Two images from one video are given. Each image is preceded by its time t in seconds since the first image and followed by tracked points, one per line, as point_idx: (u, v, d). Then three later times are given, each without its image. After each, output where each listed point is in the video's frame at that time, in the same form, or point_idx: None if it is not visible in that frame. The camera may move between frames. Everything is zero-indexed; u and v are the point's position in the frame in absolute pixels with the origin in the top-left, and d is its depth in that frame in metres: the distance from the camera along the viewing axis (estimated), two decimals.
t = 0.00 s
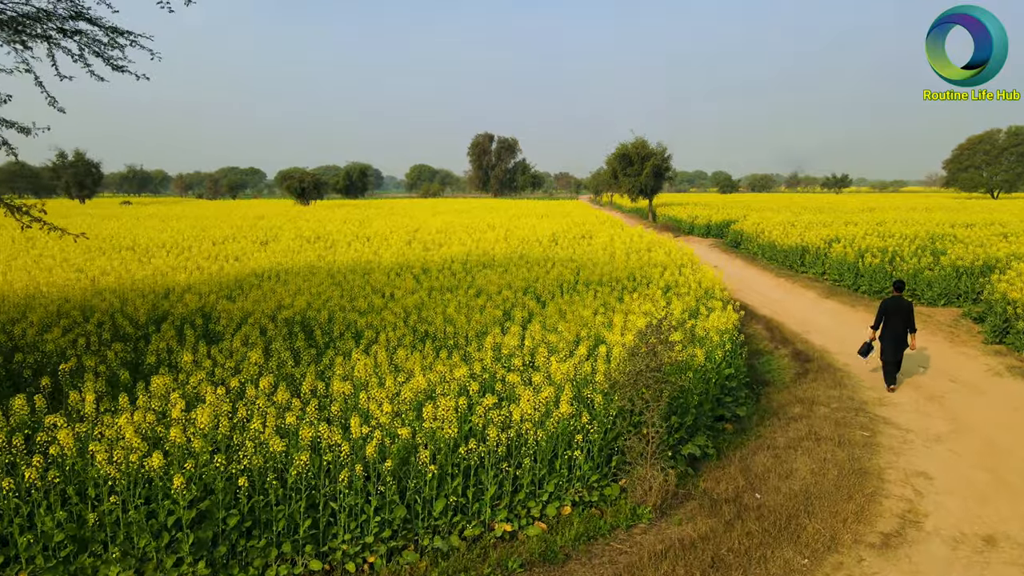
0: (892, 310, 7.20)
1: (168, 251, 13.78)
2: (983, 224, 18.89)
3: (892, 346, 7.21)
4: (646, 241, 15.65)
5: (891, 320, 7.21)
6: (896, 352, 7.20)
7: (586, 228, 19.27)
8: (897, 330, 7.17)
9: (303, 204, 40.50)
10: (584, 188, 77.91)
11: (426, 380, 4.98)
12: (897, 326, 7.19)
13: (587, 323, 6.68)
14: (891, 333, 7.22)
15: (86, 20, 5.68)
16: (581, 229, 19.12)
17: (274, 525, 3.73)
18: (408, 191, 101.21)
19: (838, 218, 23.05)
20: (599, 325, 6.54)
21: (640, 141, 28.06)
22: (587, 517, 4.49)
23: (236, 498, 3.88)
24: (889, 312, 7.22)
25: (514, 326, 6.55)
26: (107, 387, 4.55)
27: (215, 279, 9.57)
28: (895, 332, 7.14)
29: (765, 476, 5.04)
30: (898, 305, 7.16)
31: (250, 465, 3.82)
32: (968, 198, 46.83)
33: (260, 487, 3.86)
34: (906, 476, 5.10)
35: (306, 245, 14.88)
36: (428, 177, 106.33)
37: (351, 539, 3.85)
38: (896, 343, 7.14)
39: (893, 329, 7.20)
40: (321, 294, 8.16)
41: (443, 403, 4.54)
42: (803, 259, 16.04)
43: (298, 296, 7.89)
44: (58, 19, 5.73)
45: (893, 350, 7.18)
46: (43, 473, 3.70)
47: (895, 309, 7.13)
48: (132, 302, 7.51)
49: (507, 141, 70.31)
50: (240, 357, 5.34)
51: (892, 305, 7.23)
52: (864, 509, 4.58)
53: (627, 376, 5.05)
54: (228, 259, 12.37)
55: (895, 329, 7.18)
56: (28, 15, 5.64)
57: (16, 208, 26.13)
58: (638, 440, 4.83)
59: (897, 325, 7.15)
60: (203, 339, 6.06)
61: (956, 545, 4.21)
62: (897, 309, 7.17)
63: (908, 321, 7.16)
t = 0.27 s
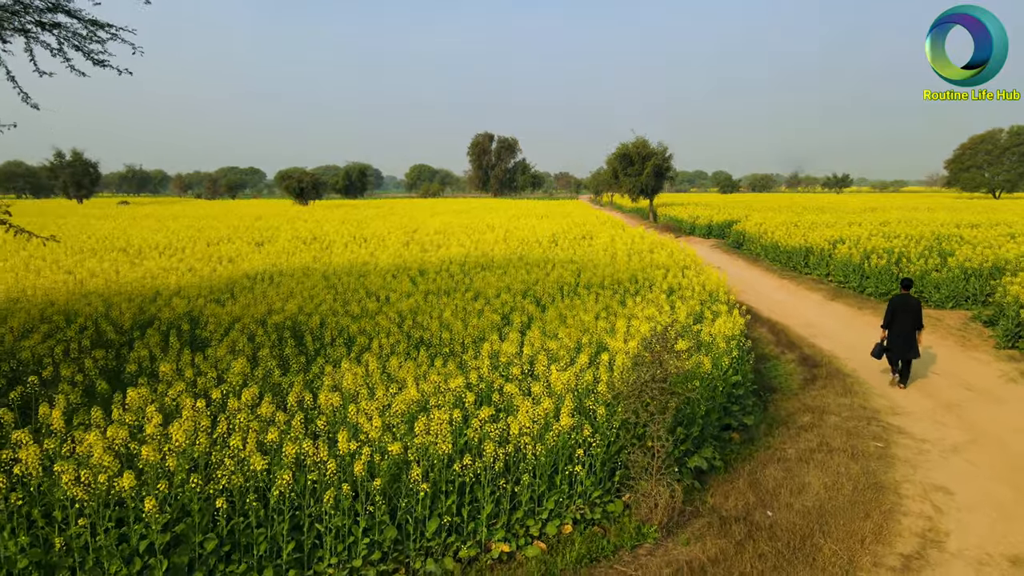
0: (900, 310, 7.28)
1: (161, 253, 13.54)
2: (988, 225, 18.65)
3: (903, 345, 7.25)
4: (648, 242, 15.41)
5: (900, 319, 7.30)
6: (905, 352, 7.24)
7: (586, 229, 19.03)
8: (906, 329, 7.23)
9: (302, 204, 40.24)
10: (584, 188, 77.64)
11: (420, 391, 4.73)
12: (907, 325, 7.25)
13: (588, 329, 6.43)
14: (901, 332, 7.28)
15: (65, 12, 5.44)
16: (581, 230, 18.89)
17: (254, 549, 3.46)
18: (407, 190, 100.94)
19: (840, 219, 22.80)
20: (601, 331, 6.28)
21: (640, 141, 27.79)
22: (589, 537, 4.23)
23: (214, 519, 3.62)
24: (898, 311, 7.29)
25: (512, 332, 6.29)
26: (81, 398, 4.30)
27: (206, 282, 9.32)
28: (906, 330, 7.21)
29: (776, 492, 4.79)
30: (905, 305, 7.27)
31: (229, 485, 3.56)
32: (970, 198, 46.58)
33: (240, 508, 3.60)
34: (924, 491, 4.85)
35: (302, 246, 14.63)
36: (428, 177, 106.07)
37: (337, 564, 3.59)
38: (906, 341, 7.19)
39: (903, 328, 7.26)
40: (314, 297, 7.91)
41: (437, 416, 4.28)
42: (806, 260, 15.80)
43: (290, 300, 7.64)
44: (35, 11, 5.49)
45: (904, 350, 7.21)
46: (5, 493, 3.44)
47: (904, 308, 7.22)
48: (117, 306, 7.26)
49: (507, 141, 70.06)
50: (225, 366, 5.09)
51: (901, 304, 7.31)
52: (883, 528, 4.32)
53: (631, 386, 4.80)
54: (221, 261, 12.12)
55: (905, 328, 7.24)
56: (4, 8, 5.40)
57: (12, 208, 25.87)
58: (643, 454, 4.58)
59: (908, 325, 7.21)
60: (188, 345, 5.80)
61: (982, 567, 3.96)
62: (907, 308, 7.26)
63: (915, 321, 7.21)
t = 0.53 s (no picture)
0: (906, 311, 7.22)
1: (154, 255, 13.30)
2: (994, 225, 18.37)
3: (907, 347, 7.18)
4: (649, 243, 15.15)
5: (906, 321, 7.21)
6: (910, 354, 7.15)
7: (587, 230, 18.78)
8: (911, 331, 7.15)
9: (300, 204, 39.97)
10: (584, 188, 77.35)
11: (413, 403, 4.48)
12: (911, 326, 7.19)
13: (590, 335, 6.17)
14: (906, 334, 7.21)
15: (42, 4, 5.21)
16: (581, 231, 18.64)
17: None
18: (407, 190, 100.51)
19: (844, 219, 22.52)
20: (603, 338, 6.03)
21: (640, 140, 27.53)
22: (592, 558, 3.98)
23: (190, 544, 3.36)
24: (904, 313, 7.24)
25: (511, 339, 6.04)
26: (53, 412, 4.05)
27: (197, 284, 9.07)
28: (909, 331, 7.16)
29: (789, 509, 4.53)
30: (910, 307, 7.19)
31: (206, 507, 3.31)
32: (972, 198, 46.29)
33: (218, 532, 3.35)
34: (944, 507, 4.60)
35: (298, 247, 14.39)
36: (428, 177, 105.82)
37: None
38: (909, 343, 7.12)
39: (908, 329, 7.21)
40: (305, 301, 7.65)
41: (430, 430, 4.03)
42: (810, 261, 15.54)
43: (282, 304, 7.39)
44: (11, 3, 5.26)
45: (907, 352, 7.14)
46: None
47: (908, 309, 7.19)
48: (102, 311, 7.01)
49: (507, 141, 69.76)
50: (209, 375, 4.84)
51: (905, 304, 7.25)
52: (904, 549, 4.08)
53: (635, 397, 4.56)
54: (214, 263, 11.87)
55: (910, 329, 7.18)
56: None
57: (7, 210, 25.63)
58: (648, 469, 4.33)
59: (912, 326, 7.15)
60: (172, 353, 5.56)
61: None
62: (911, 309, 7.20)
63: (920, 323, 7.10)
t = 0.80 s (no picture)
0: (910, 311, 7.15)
1: (146, 257, 13.05)
2: (1000, 226, 18.11)
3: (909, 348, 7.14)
4: (650, 245, 14.91)
5: (907, 319, 7.18)
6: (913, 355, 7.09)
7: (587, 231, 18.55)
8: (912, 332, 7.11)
9: (298, 204, 39.73)
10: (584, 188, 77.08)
11: (406, 416, 4.24)
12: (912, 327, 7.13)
13: (592, 342, 5.93)
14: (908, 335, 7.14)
15: None
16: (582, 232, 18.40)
17: None
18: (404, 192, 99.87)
19: (847, 219, 22.29)
20: (606, 345, 5.81)
21: (641, 141, 27.28)
22: None
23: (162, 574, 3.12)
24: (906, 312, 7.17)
25: (511, 346, 5.82)
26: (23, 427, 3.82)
27: (187, 287, 8.83)
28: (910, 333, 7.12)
29: (803, 529, 4.29)
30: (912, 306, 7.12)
31: (180, 533, 3.06)
32: (974, 197, 46.01)
33: (193, 560, 3.10)
34: (967, 526, 4.35)
35: (294, 249, 14.16)
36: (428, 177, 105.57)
37: None
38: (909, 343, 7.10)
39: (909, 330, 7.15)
40: (299, 305, 7.40)
41: (423, 447, 3.79)
42: (814, 262, 15.29)
43: (273, 308, 7.15)
44: None
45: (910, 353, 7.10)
46: None
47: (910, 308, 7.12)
48: (87, 315, 6.78)
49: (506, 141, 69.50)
50: (192, 385, 4.60)
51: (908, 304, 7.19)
52: (927, 573, 3.85)
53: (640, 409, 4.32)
54: (208, 265, 11.64)
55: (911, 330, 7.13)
56: None
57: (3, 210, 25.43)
58: (655, 487, 4.08)
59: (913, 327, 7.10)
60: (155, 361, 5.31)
61: None
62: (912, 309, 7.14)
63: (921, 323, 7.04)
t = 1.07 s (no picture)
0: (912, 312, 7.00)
1: (141, 258, 12.85)
2: (1005, 227, 17.87)
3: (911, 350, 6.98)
4: (652, 246, 14.67)
5: (911, 321, 7.03)
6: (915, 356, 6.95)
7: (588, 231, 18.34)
8: (916, 332, 6.94)
9: (297, 204, 39.57)
10: (585, 188, 76.93)
11: (399, 430, 4.01)
12: (916, 328, 6.97)
13: (594, 349, 5.71)
14: (911, 335, 7.00)
15: None
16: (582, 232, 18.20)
17: None
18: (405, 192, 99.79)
19: (849, 220, 22.05)
20: (607, 351, 5.56)
21: (641, 141, 27.05)
22: None
23: None
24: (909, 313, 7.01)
25: (508, 353, 5.57)
26: None
27: (178, 290, 8.60)
28: (913, 335, 6.96)
29: (820, 551, 4.06)
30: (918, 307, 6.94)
31: (150, 562, 2.83)
32: (977, 197, 45.75)
33: None
34: (992, 546, 4.12)
35: (290, 251, 13.93)
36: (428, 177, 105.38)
37: None
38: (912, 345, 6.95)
39: (912, 331, 6.99)
40: (288, 309, 7.16)
41: (415, 464, 3.55)
42: (819, 263, 15.05)
43: (266, 312, 6.92)
44: None
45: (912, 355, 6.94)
46: None
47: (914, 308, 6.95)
48: (72, 320, 6.56)
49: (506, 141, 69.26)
50: (175, 394, 4.38)
51: (912, 304, 7.03)
52: None
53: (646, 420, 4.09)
54: (202, 267, 11.42)
55: (914, 331, 6.96)
56: None
57: None
58: (661, 505, 3.84)
59: (917, 327, 6.94)
60: (137, 368, 5.08)
61: None
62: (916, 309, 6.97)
63: (927, 324, 6.87)
